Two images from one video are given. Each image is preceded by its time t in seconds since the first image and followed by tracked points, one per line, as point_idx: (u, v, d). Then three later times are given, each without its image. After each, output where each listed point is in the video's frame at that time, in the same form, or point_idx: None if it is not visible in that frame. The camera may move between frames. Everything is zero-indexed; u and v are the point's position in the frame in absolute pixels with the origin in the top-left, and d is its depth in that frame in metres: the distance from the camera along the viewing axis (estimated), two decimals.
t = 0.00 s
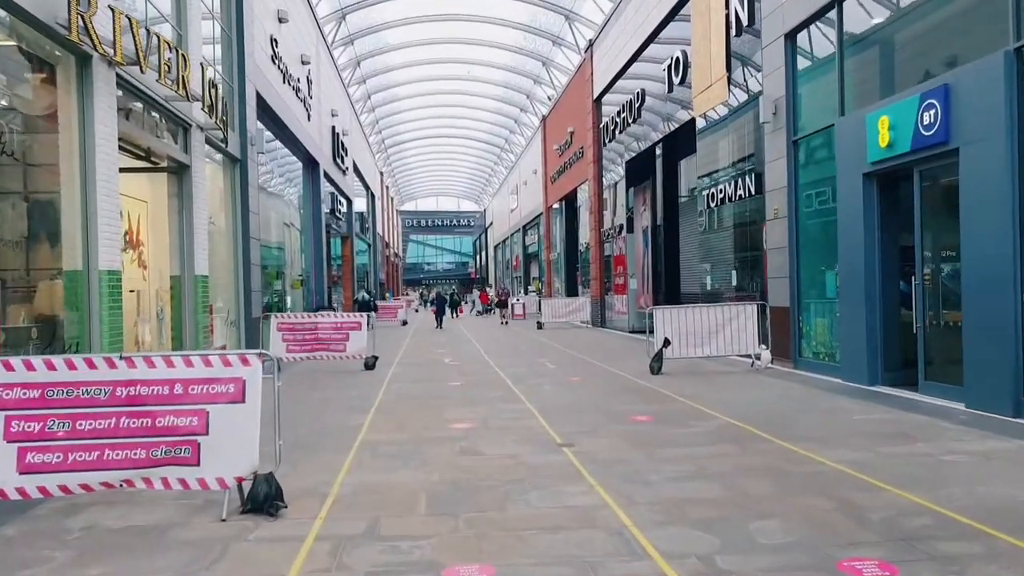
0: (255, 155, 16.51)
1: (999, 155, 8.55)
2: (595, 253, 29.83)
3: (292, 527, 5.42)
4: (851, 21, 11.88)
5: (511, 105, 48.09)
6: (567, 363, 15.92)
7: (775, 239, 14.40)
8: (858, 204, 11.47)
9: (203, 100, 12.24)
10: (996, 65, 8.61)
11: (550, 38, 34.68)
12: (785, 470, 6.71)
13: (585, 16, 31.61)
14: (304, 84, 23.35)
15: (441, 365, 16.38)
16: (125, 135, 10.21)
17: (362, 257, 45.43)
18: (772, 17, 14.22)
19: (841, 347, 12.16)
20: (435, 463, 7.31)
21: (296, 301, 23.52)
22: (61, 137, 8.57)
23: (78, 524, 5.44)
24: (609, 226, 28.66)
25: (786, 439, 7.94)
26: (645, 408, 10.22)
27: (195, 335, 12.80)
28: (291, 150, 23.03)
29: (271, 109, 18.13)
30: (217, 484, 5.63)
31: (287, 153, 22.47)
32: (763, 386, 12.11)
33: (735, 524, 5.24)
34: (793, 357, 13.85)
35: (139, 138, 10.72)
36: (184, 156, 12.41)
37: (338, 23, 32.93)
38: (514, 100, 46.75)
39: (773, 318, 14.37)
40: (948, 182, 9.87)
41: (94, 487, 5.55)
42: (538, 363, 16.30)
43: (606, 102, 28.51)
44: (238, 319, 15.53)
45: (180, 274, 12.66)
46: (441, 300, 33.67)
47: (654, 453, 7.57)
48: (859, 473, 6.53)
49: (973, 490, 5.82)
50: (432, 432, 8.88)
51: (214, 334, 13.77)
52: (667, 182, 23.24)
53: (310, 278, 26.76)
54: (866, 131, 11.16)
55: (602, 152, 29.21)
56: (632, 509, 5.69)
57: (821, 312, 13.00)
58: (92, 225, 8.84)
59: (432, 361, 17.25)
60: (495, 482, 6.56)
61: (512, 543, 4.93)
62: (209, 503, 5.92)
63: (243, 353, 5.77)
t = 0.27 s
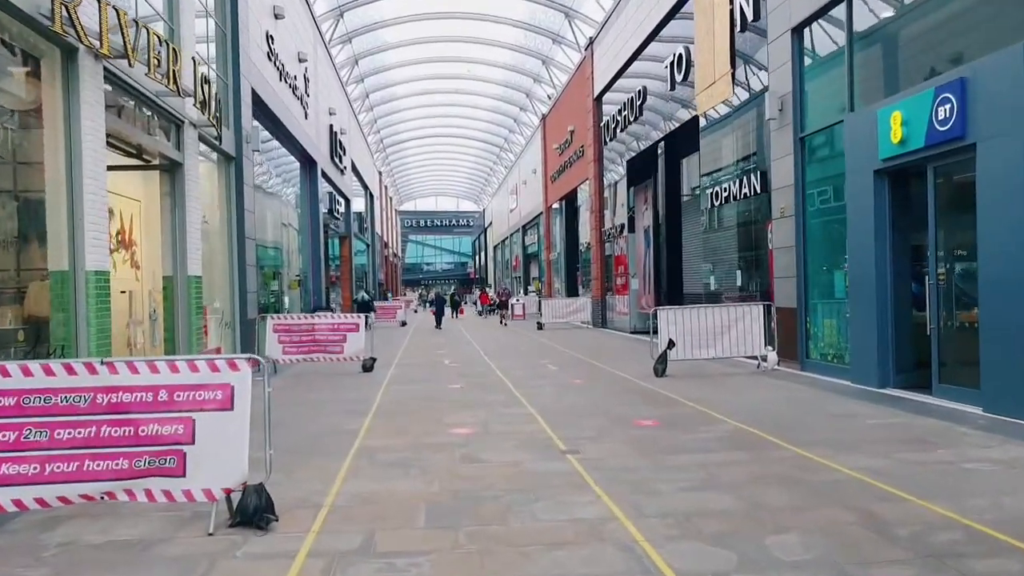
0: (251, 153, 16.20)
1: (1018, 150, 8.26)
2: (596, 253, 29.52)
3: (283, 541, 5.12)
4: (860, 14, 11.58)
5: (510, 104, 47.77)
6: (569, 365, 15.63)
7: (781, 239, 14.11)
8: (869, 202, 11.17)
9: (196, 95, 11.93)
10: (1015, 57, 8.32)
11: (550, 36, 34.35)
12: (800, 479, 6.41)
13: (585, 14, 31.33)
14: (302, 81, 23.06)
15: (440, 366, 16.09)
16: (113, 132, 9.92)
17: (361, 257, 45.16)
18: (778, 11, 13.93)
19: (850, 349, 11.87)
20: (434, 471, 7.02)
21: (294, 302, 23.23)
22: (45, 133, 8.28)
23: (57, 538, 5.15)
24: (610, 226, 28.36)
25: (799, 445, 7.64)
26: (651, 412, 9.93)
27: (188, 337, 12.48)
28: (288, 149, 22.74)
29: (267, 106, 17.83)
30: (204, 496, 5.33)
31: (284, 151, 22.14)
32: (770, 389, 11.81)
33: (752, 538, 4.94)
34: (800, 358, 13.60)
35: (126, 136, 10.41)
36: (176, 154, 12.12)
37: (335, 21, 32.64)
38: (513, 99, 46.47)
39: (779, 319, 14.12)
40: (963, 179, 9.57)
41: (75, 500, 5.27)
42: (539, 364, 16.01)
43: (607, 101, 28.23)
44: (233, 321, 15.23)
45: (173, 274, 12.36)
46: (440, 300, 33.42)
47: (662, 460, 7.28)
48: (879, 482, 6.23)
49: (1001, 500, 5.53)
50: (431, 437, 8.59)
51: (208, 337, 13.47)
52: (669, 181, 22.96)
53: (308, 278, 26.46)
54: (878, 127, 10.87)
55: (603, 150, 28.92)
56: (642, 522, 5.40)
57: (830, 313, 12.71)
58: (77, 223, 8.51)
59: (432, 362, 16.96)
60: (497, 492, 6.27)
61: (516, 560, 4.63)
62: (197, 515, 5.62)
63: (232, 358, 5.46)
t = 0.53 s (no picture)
0: (246, 149, 15.85)
1: None
2: (597, 251, 29.18)
3: (270, 555, 4.79)
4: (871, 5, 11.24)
5: (510, 102, 47.40)
6: (571, 365, 15.30)
7: (789, 236, 13.78)
8: (882, 197, 10.83)
9: (188, 88, 11.59)
10: None
11: (551, 33, 33.93)
12: (818, 486, 6.08)
13: (586, 10, 31.00)
14: (299, 77, 22.72)
15: (439, 366, 15.76)
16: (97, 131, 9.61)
17: (359, 256, 44.82)
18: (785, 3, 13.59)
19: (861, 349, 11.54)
20: (432, 477, 6.68)
21: (290, 301, 22.89)
22: (27, 124, 7.92)
23: (27, 550, 4.82)
24: (611, 224, 27.99)
25: (813, 450, 7.31)
26: (656, 414, 9.60)
27: (179, 336, 12.11)
28: (285, 146, 22.40)
29: (263, 101, 17.50)
30: (185, 506, 4.99)
31: (280, 148, 21.79)
32: (778, 390, 11.49)
33: (772, 552, 4.62)
34: (808, 359, 13.28)
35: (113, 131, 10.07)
36: (168, 148, 11.77)
37: (334, 17, 32.28)
38: (514, 97, 46.14)
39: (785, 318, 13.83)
40: (980, 173, 9.25)
41: (47, 509, 4.94)
42: (540, 364, 15.67)
43: (608, 98, 27.90)
44: (228, 320, 14.88)
45: (165, 272, 12.00)
46: (440, 300, 33.14)
47: (671, 466, 6.95)
48: (901, 490, 5.90)
49: None
50: (429, 441, 8.25)
51: (200, 336, 13.10)
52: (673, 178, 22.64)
53: (305, 277, 26.12)
54: (891, 119, 10.53)
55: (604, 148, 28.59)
56: (654, 534, 5.07)
57: (840, 312, 12.38)
58: (62, 218, 8.15)
59: (430, 362, 16.62)
60: (498, 500, 5.94)
61: None
62: (179, 525, 5.29)
63: (216, 358, 5.12)
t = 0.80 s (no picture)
0: (243, 146, 15.55)
1: None
2: (599, 252, 28.86)
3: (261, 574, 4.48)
4: None
5: (511, 101, 47.10)
6: (575, 368, 14.97)
7: (798, 236, 13.46)
8: (897, 195, 10.51)
9: (182, 82, 11.26)
10: None
11: (552, 30, 33.69)
12: (840, 498, 5.77)
13: (588, 8, 30.68)
14: (297, 74, 22.39)
15: (440, 368, 15.43)
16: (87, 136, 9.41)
17: (359, 256, 44.50)
18: None
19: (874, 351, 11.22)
20: (434, 488, 6.36)
21: (289, 302, 22.56)
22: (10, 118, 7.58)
23: (0, 571, 4.50)
24: (614, 223, 27.59)
25: (833, 458, 7.00)
26: (665, 419, 9.28)
27: (172, 339, 11.77)
28: (283, 144, 22.07)
29: (260, 98, 17.18)
30: (171, 522, 4.67)
31: (279, 146, 21.47)
32: (788, 394, 11.17)
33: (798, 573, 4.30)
34: (818, 362, 12.92)
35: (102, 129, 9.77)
36: (161, 145, 11.45)
37: (333, 14, 31.94)
38: (515, 96, 45.82)
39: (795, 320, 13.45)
40: (1000, 169, 8.93)
41: (23, 526, 4.63)
42: (543, 367, 15.35)
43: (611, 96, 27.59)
44: (224, 322, 14.56)
45: (158, 273, 11.67)
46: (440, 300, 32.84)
47: (683, 475, 6.64)
48: (928, 503, 5.59)
49: None
50: (430, 449, 7.94)
51: (195, 338, 12.78)
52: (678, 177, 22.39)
53: (304, 277, 25.78)
54: (907, 115, 10.22)
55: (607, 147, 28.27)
56: (670, 551, 4.76)
57: (851, 313, 12.06)
58: (46, 216, 7.84)
59: (431, 364, 16.29)
60: (504, 513, 5.62)
61: None
62: (164, 542, 4.97)
63: (204, 364, 4.82)
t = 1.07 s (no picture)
0: (238, 141, 15.23)
1: None
2: (600, 250, 28.53)
3: None
4: None
5: (511, 98, 46.76)
6: (579, 367, 14.64)
7: (807, 232, 13.13)
8: (911, 189, 10.18)
9: (173, 71, 10.90)
10: None
11: (553, 26, 33.49)
12: (865, 505, 5.44)
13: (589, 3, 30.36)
14: (295, 68, 22.05)
15: (440, 368, 15.09)
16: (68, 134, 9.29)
17: (358, 256, 44.17)
18: None
19: (887, 350, 10.89)
20: (436, 494, 6.03)
21: (286, 301, 22.23)
22: None
23: None
24: (615, 221, 27.31)
25: (853, 462, 6.68)
26: (675, 421, 8.96)
27: (165, 336, 11.39)
28: (280, 139, 21.73)
29: (256, 91, 16.85)
30: (152, 534, 4.33)
31: (275, 142, 21.15)
32: (799, 395, 10.84)
33: None
34: (828, 362, 12.58)
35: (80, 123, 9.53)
36: (151, 137, 11.11)
37: (331, 8, 31.61)
38: (515, 93, 45.48)
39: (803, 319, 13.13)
40: (1019, 162, 8.62)
41: None
42: (546, 367, 15.02)
43: (613, 92, 27.26)
44: (219, 321, 14.21)
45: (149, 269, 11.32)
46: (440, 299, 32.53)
47: (697, 481, 6.32)
48: (959, 511, 5.27)
49: None
50: (430, 453, 7.60)
51: (188, 337, 12.44)
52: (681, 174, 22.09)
53: (302, 276, 25.43)
54: (921, 106, 9.90)
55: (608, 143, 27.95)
56: (689, 564, 4.43)
57: (862, 311, 11.73)
58: (28, 209, 7.54)
59: (431, 364, 15.96)
60: (510, 521, 5.29)
61: None
62: (147, 555, 4.63)
63: (189, 364, 4.48)
